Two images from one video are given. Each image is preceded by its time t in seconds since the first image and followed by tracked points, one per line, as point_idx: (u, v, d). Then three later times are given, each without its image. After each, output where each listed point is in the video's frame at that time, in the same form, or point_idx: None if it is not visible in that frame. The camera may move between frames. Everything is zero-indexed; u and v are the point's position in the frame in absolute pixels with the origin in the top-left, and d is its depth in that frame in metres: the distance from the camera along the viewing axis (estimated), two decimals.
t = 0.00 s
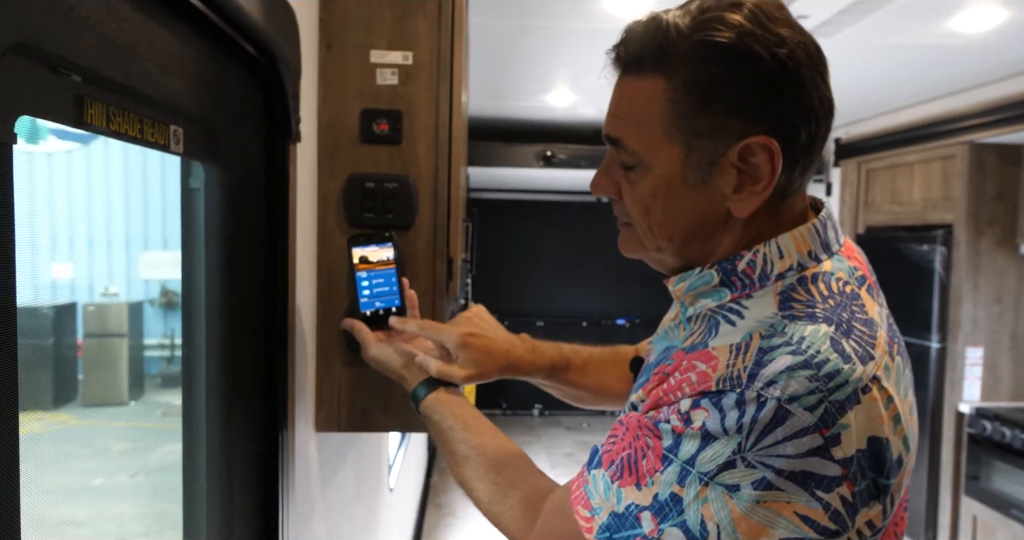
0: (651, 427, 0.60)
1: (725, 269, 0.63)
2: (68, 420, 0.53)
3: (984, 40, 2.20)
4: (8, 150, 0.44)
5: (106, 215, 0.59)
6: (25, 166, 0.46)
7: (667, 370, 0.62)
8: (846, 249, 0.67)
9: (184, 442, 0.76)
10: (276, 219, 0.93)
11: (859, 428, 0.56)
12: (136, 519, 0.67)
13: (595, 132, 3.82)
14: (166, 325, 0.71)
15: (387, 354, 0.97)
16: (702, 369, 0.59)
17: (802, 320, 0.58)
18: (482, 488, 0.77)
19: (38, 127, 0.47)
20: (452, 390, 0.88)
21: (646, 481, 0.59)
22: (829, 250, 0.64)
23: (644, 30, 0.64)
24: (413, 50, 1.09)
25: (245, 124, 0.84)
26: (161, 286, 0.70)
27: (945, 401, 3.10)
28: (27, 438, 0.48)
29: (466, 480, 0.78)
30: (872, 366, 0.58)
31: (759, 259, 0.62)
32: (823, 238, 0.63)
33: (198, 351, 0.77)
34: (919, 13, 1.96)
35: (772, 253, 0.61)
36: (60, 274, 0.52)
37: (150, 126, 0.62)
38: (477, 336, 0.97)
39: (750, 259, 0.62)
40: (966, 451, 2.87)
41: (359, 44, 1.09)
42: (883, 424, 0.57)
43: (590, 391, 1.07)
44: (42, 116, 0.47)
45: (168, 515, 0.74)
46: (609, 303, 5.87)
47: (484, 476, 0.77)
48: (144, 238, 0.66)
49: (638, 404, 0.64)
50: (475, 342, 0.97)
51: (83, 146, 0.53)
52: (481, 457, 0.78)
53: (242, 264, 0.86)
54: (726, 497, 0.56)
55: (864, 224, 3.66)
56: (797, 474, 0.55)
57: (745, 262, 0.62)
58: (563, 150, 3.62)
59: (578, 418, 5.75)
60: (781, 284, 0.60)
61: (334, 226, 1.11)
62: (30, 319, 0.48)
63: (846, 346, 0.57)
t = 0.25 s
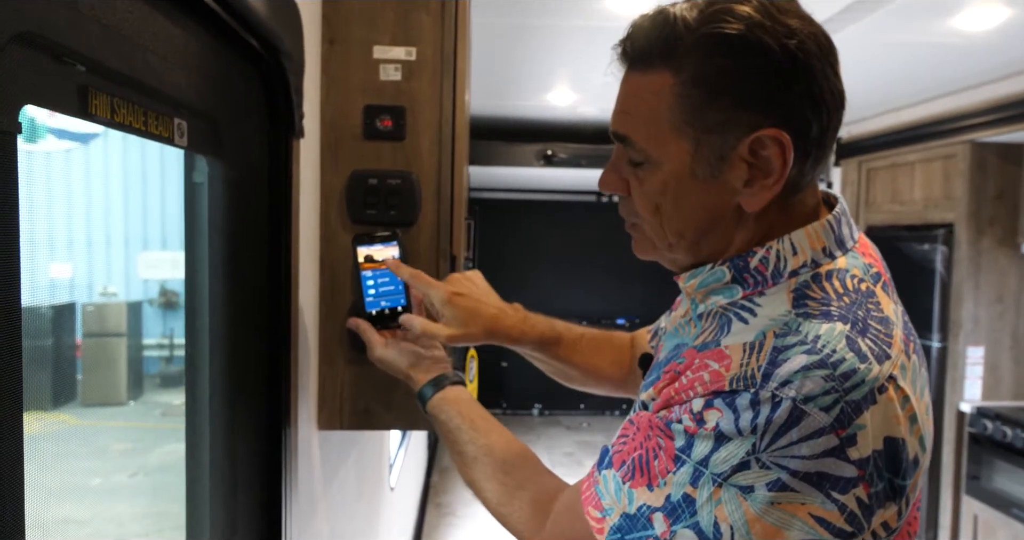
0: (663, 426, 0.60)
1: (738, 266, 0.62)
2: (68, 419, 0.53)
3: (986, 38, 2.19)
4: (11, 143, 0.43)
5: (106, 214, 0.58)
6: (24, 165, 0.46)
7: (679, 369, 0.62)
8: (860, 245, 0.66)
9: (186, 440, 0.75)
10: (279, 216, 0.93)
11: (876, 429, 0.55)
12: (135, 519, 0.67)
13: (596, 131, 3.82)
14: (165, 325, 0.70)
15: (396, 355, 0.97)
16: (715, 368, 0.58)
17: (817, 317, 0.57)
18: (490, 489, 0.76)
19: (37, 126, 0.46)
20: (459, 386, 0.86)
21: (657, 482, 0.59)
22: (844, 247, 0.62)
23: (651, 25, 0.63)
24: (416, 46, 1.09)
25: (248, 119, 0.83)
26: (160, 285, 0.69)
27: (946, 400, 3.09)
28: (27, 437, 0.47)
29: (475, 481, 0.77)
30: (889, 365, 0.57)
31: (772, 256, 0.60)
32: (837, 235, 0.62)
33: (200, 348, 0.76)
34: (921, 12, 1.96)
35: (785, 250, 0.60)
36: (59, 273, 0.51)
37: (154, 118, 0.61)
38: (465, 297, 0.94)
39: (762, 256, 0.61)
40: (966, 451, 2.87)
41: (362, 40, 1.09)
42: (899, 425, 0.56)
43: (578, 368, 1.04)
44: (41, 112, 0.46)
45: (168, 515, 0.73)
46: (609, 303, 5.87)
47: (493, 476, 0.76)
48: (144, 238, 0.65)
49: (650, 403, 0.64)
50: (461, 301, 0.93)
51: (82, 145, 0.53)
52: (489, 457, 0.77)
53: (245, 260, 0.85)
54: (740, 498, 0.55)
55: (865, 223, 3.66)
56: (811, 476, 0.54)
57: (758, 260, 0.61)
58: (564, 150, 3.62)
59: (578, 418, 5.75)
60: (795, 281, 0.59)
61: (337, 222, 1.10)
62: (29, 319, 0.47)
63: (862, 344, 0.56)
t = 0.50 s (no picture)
0: (671, 436, 0.58)
1: (744, 273, 0.61)
2: (67, 419, 0.52)
3: (987, 38, 2.19)
4: (8, 142, 0.42)
5: (104, 215, 0.58)
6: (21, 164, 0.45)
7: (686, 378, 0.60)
8: (869, 249, 0.65)
9: (186, 440, 0.75)
10: (279, 217, 0.92)
11: (889, 438, 0.53)
12: (133, 519, 0.66)
13: (595, 132, 3.81)
14: (165, 326, 0.70)
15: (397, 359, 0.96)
16: (725, 377, 0.56)
17: (827, 325, 0.55)
18: (493, 498, 0.75)
19: (36, 127, 0.46)
20: (461, 396, 0.85)
21: (665, 492, 0.57)
22: (852, 252, 0.61)
23: (649, 32, 0.63)
24: (416, 47, 1.08)
25: (247, 121, 0.82)
26: (159, 286, 0.68)
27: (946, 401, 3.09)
28: (27, 437, 0.47)
29: (477, 489, 0.76)
30: (902, 374, 0.55)
31: (779, 262, 0.59)
32: (845, 241, 0.61)
33: (200, 349, 0.76)
34: (923, 12, 1.95)
35: (793, 255, 0.59)
36: (58, 273, 0.50)
37: (152, 122, 0.61)
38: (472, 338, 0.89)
39: (770, 262, 0.59)
40: (966, 451, 2.87)
41: (361, 41, 1.08)
42: (913, 434, 0.55)
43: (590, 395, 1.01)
44: (40, 113, 0.46)
45: (167, 517, 0.73)
46: (609, 303, 5.86)
47: (496, 485, 0.75)
48: (143, 239, 0.65)
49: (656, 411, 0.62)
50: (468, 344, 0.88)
51: (81, 145, 0.53)
52: (491, 465, 0.76)
53: (243, 263, 0.85)
54: (751, 509, 0.53)
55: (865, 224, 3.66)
56: (824, 487, 0.52)
57: (765, 266, 0.60)
58: (563, 150, 3.61)
59: (578, 418, 5.74)
60: (804, 287, 0.58)
61: (337, 224, 1.09)
62: (28, 319, 0.46)
63: (874, 354, 0.54)
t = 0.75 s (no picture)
0: (687, 449, 0.56)
1: (762, 279, 0.58)
2: (66, 421, 0.50)
3: (993, 38, 2.17)
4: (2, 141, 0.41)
5: (105, 214, 0.56)
6: (19, 166, 0.44)
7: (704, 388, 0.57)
8: (891, 254, 0.62)
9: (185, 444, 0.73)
10: (279, 219, 0.90)
11: (918, 453, 0.51)
12: (132, 521, 0.63)
13: (596, 132, 3.79)
14: (165, 326, 0.67)
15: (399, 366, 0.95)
16: (745, 388, 0.54)
17: (852, 334, 0.53)
18: (501, 511, 0.72)
19: (36, 127, 0.45)
20: (467, 404, 0.83)
21: (682, 507, 0.55)
22: (873, 257, 0.59)
23: (661, 32, 0.61)
24: (418, 46, 1.07)
25: (246, 121, 0.81)
26: (159, 286, 0.66)
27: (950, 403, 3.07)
28: (24, 439, 0.46)
29: (484, 501, 0.73)
30: (930, 385, 0.53)
31: (798, 268, 0.57)
32: (866, 245, 0.58)
33: (199, 353, 0.74)
34: (928, 11, 1.93)
35: (813, 261, 0.56)
36: (58, 274, 0.50)
37: (148, 123, 0.59)
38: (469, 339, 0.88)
39: (788, 268, 0.57)
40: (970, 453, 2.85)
41: (362, 40, 1.06)
42: (942, 448, 0.52)
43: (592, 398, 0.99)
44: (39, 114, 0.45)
45: (166, 516, 0.70)
46: (609, 303, 5.84)
47: (503, 498, 0.72)
48: (144, 239, 0.63)
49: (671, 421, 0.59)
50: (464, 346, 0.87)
51: (82, 145, 0.51)
52: (500, 477, 0.73)
53: (242, 266, 0.83)
54: (774, 527, 0.51)
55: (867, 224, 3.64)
56: (851, 504, 0.50)
57: (783, 272, 0.57)
58: (564, 150, 3.59)
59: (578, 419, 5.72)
60: (824, 293, 0.55)
61: (337, 227, 1.08)
62: (26, 320, 0.46)
63: (901, 364, 0.52)
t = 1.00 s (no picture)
0: (714, 478, 0.50)
1: (791, 288, 0.53)
2: (67, 421, 0.49)
3: (1005, 34, 2.12)
4: None
5: (103, 214, 0.55)
6: (18, 163, 0.44)
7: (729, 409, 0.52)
8: (934, 263, 0.56)
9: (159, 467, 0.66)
10: (268, 221, 0.85)
11: (977, 487, 0.45)
12: (131, 522, 0.61)
13: (598, 131, 3.74)
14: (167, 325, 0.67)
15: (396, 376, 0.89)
16: (778, 411, 0.48)
17: (898, 353, 0.47)
18: (505, 535, 0.66)
19: (33, 126, 0.45)
20: (470, 420, 0.77)
21: None
22: (915, 265, 0.53)
23: (685, 20, 0.56)
24: (416, 39, 1.02)
25: (231, 117, 0.76)
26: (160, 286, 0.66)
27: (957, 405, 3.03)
28: (21, 439, 0.44)
29: (486, 525, 0.67)
30: (989, 410, 0.47)
31: (834, 277, 0.51)
32: (908, 253, 0.52)
33: (179, 366, 0.68)
34: (940, 7, 1.88)
35: (850, 269, 0.51)
36: (55, 272, 0.49)
37: (115, 118, 0.53)
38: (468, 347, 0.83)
39: (822, 277, 0.51)
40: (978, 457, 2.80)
41: (357, 32, 1.01)
42: (1003, 480, 0.46)
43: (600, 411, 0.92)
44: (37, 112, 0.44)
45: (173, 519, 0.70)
46: (610, 303, 5.79)
47: (507, 522, 0.66)
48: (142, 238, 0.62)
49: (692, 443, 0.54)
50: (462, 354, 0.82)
51: (80, 145, 0.51)
52: (503, 499, 0.67)
53: (226, 271, 0.77)
54: None
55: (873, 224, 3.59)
56: None
57: (816, 281, 0.52)
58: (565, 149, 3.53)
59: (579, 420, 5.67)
60: (863, 305, 0.50)
61: (331, 229, 1.03)
62: (24, 319, 0.45)
63: (957, 387, 0.46)
